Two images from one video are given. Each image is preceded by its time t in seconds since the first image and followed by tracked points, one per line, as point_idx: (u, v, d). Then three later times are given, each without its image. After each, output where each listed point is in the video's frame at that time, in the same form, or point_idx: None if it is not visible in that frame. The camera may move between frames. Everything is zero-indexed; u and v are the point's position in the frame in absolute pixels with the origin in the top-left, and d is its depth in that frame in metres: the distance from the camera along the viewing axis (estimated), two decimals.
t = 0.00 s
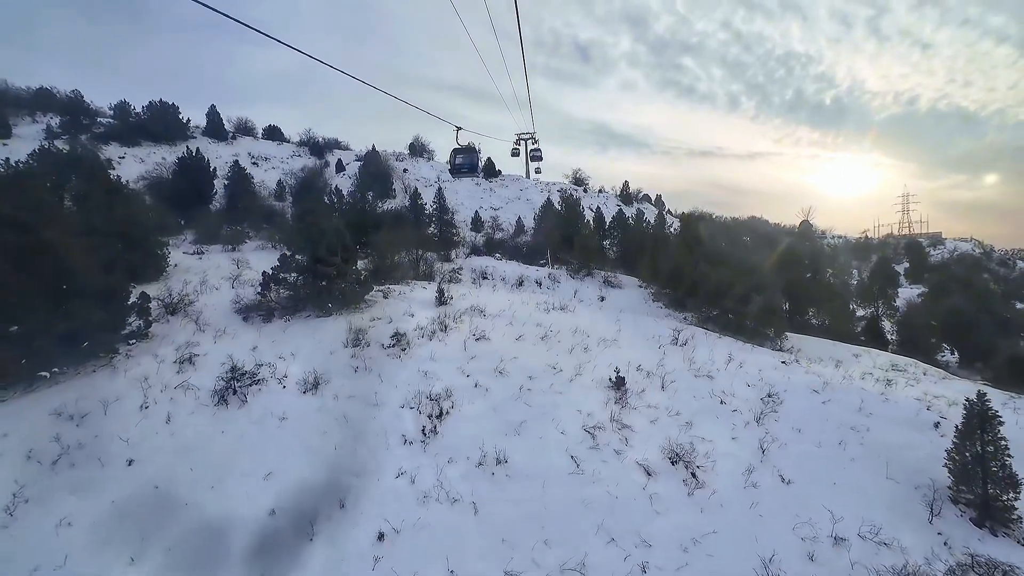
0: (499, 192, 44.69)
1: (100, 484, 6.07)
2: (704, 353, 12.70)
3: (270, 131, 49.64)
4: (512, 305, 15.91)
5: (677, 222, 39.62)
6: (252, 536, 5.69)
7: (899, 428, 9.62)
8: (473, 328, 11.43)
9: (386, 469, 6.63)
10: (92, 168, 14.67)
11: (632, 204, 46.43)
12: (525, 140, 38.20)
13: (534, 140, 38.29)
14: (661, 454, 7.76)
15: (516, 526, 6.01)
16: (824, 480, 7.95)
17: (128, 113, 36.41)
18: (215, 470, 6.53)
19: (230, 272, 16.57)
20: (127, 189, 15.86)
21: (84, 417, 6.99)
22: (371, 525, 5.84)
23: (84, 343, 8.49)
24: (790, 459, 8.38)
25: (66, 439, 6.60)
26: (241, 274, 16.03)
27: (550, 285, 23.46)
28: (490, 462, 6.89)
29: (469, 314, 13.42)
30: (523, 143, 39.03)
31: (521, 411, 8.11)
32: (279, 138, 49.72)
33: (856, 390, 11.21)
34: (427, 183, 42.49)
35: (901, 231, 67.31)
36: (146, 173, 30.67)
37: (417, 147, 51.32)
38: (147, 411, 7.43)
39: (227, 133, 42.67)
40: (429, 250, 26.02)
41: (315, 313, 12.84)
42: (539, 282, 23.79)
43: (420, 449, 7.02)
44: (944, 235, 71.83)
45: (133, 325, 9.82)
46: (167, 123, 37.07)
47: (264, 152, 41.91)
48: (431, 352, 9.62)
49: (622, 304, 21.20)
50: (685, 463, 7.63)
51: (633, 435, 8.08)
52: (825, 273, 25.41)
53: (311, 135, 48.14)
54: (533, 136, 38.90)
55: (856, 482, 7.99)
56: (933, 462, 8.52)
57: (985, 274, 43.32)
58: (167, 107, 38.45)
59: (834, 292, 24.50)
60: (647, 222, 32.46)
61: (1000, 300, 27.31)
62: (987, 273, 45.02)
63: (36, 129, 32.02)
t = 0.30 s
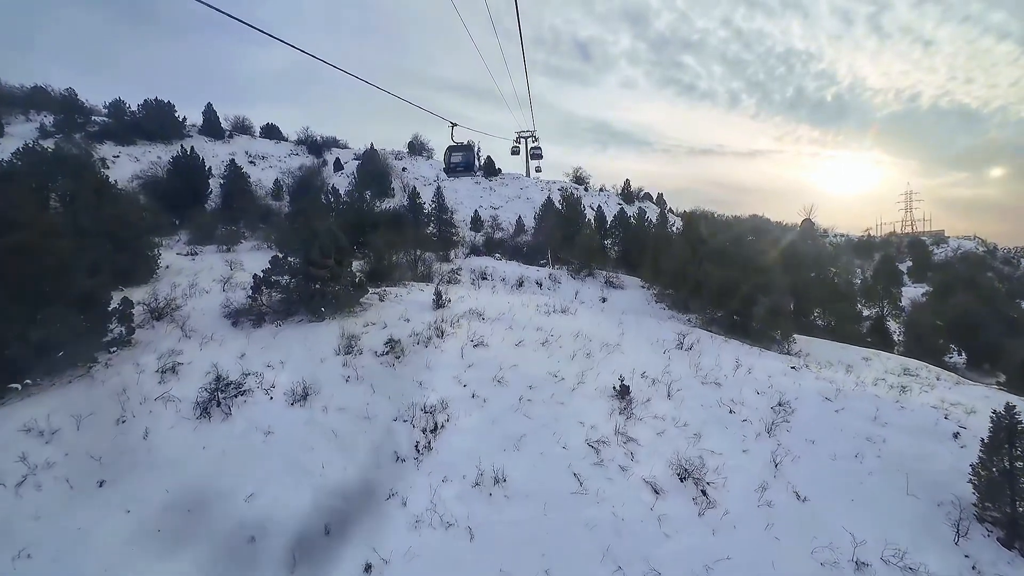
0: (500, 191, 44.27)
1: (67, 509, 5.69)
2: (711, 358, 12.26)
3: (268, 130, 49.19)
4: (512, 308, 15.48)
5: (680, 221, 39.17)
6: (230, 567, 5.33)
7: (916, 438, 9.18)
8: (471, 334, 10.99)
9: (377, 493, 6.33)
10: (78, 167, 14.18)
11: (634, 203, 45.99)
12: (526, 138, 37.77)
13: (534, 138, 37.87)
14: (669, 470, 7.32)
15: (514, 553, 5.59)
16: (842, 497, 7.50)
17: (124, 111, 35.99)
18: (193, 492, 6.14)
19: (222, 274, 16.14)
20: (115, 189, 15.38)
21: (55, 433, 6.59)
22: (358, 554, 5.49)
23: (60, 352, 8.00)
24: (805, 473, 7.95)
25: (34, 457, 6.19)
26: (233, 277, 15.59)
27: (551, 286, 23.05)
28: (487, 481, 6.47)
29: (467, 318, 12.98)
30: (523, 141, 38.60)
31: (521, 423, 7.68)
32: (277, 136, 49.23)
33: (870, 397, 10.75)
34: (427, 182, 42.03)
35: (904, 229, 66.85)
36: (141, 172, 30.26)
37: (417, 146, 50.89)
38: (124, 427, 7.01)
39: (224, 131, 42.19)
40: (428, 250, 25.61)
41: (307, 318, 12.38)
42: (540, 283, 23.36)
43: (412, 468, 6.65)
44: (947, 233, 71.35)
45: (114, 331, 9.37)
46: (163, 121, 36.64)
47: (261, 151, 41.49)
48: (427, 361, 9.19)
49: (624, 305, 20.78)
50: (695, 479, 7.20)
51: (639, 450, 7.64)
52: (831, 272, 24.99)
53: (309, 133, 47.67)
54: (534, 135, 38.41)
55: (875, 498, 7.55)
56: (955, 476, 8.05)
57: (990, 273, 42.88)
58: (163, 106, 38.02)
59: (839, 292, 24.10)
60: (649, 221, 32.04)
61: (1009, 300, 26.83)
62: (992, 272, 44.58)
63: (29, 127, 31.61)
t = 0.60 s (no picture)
0: (500, 191, 43.82)
1: (31, 537, 5.30)
2: (719, 366, 11.81)
3: (267, 129, 48.78)
4: (513, 312, 15.06)
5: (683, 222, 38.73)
6: None
7: (937, 452, 8.72)
8: (470, 340, 10.55)
9: (365, 518, 5.89)
10: (64, 166, 13.70)
11: (636, 203, 45.52)
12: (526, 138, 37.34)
13: (535, 138, 37.44)
14: (679, 489, 6.88)
15: None
16: (862, 518, 7.07)
17: (121, 110, 35.60)
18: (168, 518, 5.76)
19: (215, 276, 15.72)
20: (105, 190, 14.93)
21: (22, 452, 6.18)
22: None
23: (33, 364, 7.53)
24: (822, 492, 7.50)
25: None
26: (225, 279, 15.15)
27: (552, 288, 22.64)
28: (484, 505, 6.05)
29: (466, 322, 12.58)
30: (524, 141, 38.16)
31: (521, 439, 7.25)
32: (276, 136, 48.81)
33: (885, 407, 10.30)
34: (427, 181, 41.60)
35: (907, 229, 66.32)
36: (137, 172, 29.87)
37: (417, 145, 50.42)
38: (98, 445, 6.62)
39: (222, 131, 41.78)
40: (427, 251, 25.21)
41: (300, 323, 11.94)
42: (541, 285, 22.92)
43: (404, 490, 6.22)
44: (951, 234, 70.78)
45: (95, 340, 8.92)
46: (160, 120, 36.25)
47: (260, 150, 41.10)
48: (422, 370, 8.75)
49: (627, 308, 20.34)
50: (706, 500, 6.76)
51: (646, 467, 7.20)
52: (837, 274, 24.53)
53: (309, 133, 47.28)
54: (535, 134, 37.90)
55: (897, 519, 7.11)
56: (983, 495, 7.58)
57: (995, 275, 42.38)
58: (160, 105, 37.62)
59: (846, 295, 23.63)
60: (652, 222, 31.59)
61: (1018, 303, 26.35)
62: (997, 273, 44.10)
63: (24, 127, 31.23)
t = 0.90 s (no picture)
0: (500, 192, 43.37)
1: None
2: (728, 372, 11.36)
3: (265, 130, 48.37)
4: (513, 316, 14.62)
5: (684, 222, 38.28)
6: None
7: (962, 464, 8.26)
8: (468, 348, 10.12)
9: (355, 548, 5.46)
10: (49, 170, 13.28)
11: (637, 202, 45.11)
12: (526, 137, 36.89)
13: (535, 137, 37.00)
14: (691, 511, 6.43)
15: None
16: (886, 539, 6.62)
17: (116, 113, 35.20)
18: (140, 553, 5.33)
19: (207, 282, 15.30)
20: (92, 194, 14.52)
21: None
22: None
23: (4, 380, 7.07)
24: (843, 510, 7.05)
25: None
26: (216, 285, 14.72)
27: (553, 290, 22.20)
28: (483, 533, 5.61)
29: (464, 328, 12.15)
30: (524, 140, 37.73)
31: (522, 457, 6.81)
32: (274, 138, 48.41)
33: (903, 416, 9.83)
34: (425, 182, 41.16)
35: (910, 226, 65.81)
36: (131, 175, 29.46)
37: (415, 146, 49.92)
38: (69, 468, 6.20)
39: (219, 132, 41.41)
40: (424, 253, 24.79)
41: (291, 331, 11.48)
42: (541, 287, 22.46)
43: (397, 518, 5.78)
44: (954, 231, 70.37)
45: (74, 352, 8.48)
46: (156, 122, 35.84)
47: (257, 152, 40.70)
48: (417, 382, 8.31)
49: (630, 310, 19.88)
50: (721, 522, 6.32)
51: (656, 486, 6.75)
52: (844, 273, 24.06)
53: (307, 134, 46.88)
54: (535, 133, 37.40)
55: (924, 540, 6.66)
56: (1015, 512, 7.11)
57: (1001, 272, 41.91)
58: (156, 106, 37.22)
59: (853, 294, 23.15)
60: (653, 222, 31.16)
61: None
62: (1002, 271, 43.66)
63: (18, 130, 30.81)
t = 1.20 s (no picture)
0: (500, 192, 42.93)
1: None
2: (737, 380, 10.90)
3: (262, 131, 47.96)
4: (514, 321, 14.18)
5: (686, 222, 37.84)
6: None
7: (989, 480, 7.79)
8: (466, 357, 9.66)
9: None
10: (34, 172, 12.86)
11: (638, 202, 44.65)
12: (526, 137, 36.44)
13: (535, 137, 36.56)
14: (705, 537, 5.99)
15: None
16: (914, 565, 6.17)
17: (111, 114, 34.78)
18: None
19: (199, 287, 14.89)
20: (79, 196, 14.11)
21: None
22: None
23: None
24: (865, 532, 6.60)
25: None
26: (207, 290, 14.28)
27: (554, 293, 21.75)
28: (480, 565, 5.18)
29: (463, 335, 11.73)
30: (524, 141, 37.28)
31: (523, 478, 6.37)
32: (272, 139, 48.01)
33: (923, 426, 9.36)
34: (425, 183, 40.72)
35: (913, 225, 65.30)
36: (126, 177, 29.04)
37: (414, 146, 49.47)
38: (36, 494, 5.79)
39: (216, 133, 41.01)
40: (422, 255, 24.31)
41: (282, 339, 11.03)
42: (542, 290, 22.02)
43: (387, 548, 5.35)
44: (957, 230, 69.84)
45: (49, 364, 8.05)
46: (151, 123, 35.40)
47: (254, 153, 40.30)
48: (412, 396, 7.86)
49: (632, 313, 19.45)
50: (737, 549, 5.87)
51: (666, 509, 6.31)
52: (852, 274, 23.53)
53: (305, 135, 46.48)
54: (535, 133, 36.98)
55: (956, 565, 6.20)
56: None
57: (1006, 271, 41.38)
58: (151, 107, 36.79)
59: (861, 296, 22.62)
60: (655, 222, 30.72)
61: None
62: (1008, 270, 43.13)
63: (11, 132, 30.39)
